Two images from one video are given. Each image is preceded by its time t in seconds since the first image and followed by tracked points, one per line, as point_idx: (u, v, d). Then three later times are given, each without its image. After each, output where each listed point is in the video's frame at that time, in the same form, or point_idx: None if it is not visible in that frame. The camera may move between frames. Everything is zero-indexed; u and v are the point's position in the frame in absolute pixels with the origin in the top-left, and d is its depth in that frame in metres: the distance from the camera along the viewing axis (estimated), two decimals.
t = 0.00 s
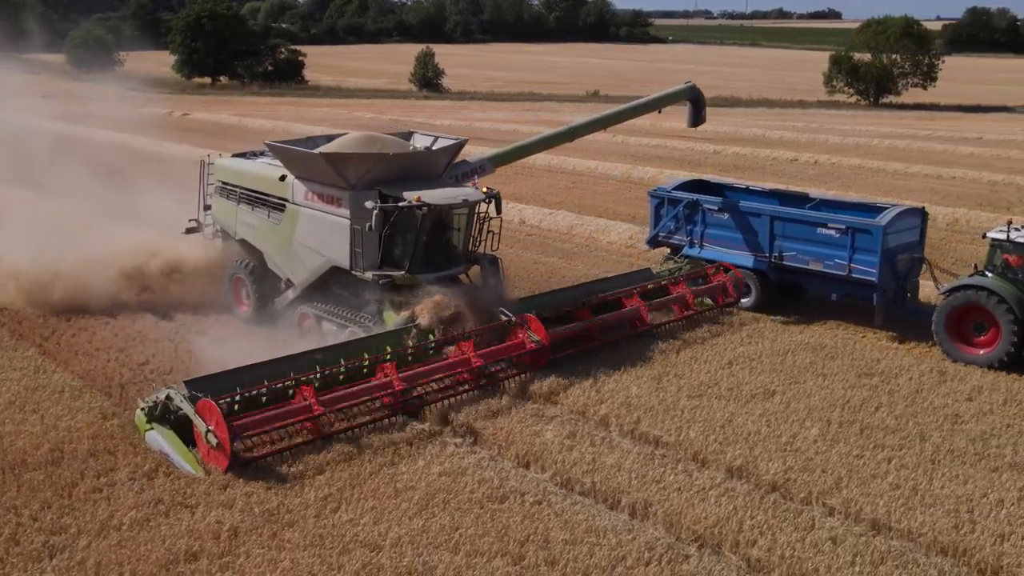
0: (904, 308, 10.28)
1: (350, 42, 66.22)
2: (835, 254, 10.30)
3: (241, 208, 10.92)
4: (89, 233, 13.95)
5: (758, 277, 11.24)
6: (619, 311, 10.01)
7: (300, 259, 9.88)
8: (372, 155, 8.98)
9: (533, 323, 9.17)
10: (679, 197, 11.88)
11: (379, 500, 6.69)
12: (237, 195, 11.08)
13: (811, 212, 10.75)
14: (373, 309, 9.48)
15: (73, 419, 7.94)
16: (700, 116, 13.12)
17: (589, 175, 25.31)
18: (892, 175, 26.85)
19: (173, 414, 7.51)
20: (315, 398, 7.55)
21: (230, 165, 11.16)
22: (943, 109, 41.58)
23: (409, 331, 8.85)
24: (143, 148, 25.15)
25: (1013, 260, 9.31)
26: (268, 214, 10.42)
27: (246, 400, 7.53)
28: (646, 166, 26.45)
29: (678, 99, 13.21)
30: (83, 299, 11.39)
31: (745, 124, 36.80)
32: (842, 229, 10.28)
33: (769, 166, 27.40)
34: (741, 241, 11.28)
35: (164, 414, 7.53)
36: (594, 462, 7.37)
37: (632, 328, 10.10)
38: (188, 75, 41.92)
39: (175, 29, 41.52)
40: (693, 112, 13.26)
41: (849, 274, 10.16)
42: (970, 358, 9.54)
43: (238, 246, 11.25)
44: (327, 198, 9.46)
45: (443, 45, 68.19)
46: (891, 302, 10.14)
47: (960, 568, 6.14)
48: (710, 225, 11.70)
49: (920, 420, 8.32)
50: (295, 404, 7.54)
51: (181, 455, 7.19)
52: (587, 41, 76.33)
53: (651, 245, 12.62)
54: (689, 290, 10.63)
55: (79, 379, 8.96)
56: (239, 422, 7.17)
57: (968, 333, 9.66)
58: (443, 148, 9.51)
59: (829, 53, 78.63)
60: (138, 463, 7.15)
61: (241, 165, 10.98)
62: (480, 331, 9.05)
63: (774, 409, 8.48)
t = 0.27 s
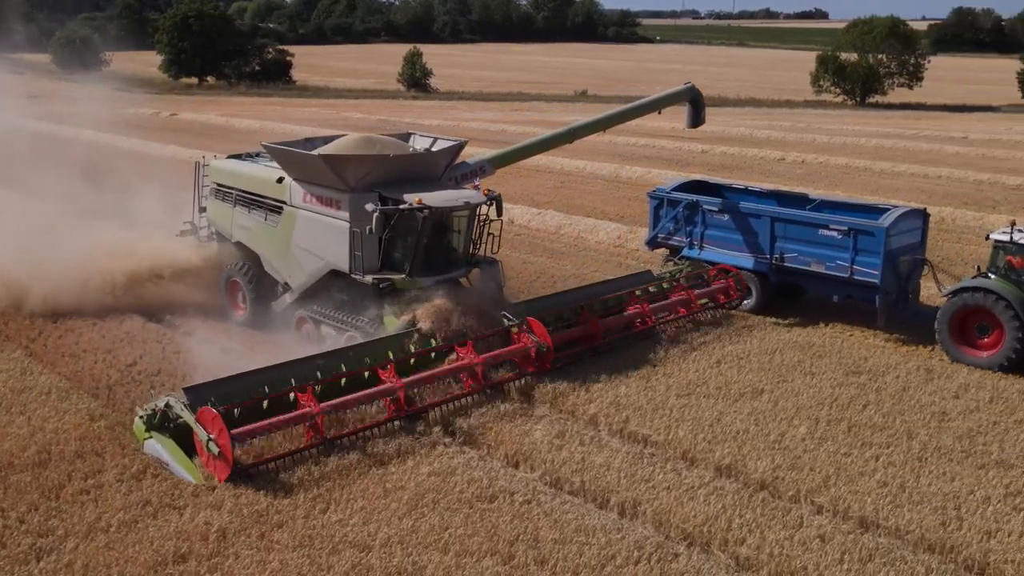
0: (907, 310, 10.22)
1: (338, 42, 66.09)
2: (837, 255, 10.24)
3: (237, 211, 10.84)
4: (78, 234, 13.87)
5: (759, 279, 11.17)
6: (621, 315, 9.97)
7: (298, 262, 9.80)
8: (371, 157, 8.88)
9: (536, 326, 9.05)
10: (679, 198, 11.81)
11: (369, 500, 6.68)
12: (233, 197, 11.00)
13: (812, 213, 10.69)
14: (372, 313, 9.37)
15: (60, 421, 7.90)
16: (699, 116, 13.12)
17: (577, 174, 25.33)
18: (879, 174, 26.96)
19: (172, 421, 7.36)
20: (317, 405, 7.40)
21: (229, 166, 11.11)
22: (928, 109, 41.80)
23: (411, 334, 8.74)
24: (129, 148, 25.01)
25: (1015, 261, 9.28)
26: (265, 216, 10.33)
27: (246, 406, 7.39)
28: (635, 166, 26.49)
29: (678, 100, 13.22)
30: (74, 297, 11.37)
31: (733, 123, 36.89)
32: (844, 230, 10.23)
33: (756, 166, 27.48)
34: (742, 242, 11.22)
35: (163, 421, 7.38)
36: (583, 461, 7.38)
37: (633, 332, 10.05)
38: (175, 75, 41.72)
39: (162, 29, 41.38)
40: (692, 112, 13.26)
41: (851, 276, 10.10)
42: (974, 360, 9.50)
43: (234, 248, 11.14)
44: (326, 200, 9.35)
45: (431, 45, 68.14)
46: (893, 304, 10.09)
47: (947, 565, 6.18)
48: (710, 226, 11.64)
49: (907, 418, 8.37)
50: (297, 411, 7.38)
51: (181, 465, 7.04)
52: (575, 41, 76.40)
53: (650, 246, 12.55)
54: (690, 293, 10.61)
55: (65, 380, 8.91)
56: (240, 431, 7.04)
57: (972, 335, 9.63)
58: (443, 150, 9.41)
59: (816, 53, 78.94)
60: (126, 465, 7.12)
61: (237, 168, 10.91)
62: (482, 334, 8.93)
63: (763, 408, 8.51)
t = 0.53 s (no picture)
0: (911, 311, 10.18)
1: (329, 42, 65.99)
2: (842, 257, 10.18)
3: (236, 213, 10.79)
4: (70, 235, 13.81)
5: (761, 281, 11.11)
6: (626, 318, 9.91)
7: (298, 265, 9.75)
8: (373, 159, 8.83)
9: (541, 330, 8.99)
10: (680, 199, 11.76)
11: (361, 500, 6.69)
12: (233, 199, 10.96)
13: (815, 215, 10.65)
14: (376, 318, 9.35)
15: (50, 422, 7.88)
16: (700, 118, 13.14)
17: (568, 174, 25.35)
18: (867, 173, 27.07)
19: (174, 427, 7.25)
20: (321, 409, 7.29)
21: (226, 169, 11.09)
22: (917, 109, 41.98)
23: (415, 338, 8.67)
24: (118, 149, 24.94)
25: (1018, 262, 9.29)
26: (265, 219, 10.29)
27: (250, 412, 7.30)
28: (625, 166, 26.53)
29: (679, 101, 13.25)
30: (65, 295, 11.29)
31: (723, 123, 36.98)
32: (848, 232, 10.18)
33: (746, 165, 27.56)
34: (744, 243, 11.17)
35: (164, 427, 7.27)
36: (574, 460, 7.40)
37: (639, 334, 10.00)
38: (164, 75, 41.60)
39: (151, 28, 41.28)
40: (693, 114, 13.29)
41: (856, 278, 10.05)
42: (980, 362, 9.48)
43: (233, 251, 11.12)
44: (327, 202, 9.32)
45: (421, 45, 68.11)
46: (897, 305, 10.05)
47: (935, 561, 6.22)
48: (712, 228, 11.59)
49: (896, 416, 8.42)
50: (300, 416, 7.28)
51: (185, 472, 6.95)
52: (566, 41, 76.46)
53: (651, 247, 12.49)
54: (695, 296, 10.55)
55: (55, 381, 8.89)
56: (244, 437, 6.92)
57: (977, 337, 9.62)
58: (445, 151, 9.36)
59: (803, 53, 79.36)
60: (117, 465, 7.11)
61: (236, 170, 10.88)
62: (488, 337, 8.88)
63: (753, 406, 8.54)
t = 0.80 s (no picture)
0: (917, 312, 10.19)
1: (321, 42, 65.95)
2: (848, 258, 10.20)
3: (236, 215, 10.69)
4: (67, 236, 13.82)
5: (766, 282, 11.12)
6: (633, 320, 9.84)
7: (300, 267, 9.66)
8: (377, 159, 8.78)
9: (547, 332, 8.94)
10: (684, 200, 11.76)
11: (355, 498, 6.72)
12: (232, 202, 10.86)
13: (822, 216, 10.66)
14: (378, 321, 9.27)
15: (43, 421, 7.90)
16: (703, 118, 13.21)
17: (560, 174, 25.39)
18: (858, 173, 27.19)
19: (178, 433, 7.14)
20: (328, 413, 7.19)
21: (225, 170, 10.97)
22: (908, 108, 42.15)
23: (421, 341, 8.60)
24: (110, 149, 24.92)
25: None
26: (266, 221, 10.19)
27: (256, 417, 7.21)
28: (617, 165, 26.58)
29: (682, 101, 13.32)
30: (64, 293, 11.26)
31: (716, 122, 37.07)
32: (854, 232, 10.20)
33: (738, 165, 27.64)
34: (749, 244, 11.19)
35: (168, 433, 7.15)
36: (566, 457, 7.44)
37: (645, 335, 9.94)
38: (156, 75, 41.53)
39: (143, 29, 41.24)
40: (696, 114, 13.34)
41: (862, 279, 10.06)
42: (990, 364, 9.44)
43: (233, 253, 11.02)
44: (330, 204, 9.24)
45: (414, 45, 68.09)
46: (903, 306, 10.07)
47: (924, 556, 6.28)
48: (717, 228, 11.60)
49: (886, 412, 8.48)
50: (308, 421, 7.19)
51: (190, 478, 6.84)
52: (558, 41, 76.53)
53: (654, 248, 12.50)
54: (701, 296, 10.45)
55: (47, 380, 8.90)
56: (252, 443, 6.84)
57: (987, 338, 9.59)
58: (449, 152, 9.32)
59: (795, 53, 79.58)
60: (110, 464, 7.13)
61: (235, 171, 10.78)
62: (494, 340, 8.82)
63: (744, 403, 8.60)
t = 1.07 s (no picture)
0: (925, 313, 10.19)
1: (316, 42, 65.95)
2: (856, 259, 10.17)
3: (240, 216, 10.67)
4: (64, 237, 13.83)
5: (772, 282, 11.10)
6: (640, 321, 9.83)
7: (305, 268, 9.64)
8: (382, 160, 8.75)
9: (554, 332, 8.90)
10: (689, 200, 11.72)
11: (349, 494, 6.78)
12: (235, 202, 10.83)
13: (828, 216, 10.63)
14: (383, 322, 9.24)
15: (38, 418, 7.95)
16: (708, 119, 13.26)
17: (555, 173, 25.46)
18: (851, 172, 27.30)
19: (185, 437, 7.12)
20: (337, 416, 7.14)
21: (228, 171, 10.96)
22: (901, 107, 42.35)
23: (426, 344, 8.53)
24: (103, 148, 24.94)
25: None
26: (270, 222, 10.16)
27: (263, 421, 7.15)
28: (611, 164, 26.67)
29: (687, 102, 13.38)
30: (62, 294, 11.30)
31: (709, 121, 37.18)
32: (862, 233, 10.17)
33: (731, 164, 27.74)
34: (754, 244, 11.15)
35: (174, 437, 7.13)
36: (558, 453, 7.51)
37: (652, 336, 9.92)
38: (150, 76, 41.51)
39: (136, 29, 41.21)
40: (701, 114, 13.39)
41: (870, 280, 10.03)
42: (997, 364, 9.42)
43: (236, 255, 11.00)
44: (335, 205, 9.22)
45: (409, 45, 68.13)
46: (910, 306, 10.05)
47: (912, 550, 6.36)
48: (721, 229, 11.55)
49: (875, 408, 8.56)
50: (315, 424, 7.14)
51: (199, 484, 6.80)
52: (553, 40, 76.66)
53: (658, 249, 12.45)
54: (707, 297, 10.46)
55: (41, 378, 8.93)
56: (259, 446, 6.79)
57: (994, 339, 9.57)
58: (454, 153, 9.28)
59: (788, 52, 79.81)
60: (104, 460, 7.18)
61: (238, 171, 10.77)
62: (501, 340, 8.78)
63: (735, 400, 8.67)
